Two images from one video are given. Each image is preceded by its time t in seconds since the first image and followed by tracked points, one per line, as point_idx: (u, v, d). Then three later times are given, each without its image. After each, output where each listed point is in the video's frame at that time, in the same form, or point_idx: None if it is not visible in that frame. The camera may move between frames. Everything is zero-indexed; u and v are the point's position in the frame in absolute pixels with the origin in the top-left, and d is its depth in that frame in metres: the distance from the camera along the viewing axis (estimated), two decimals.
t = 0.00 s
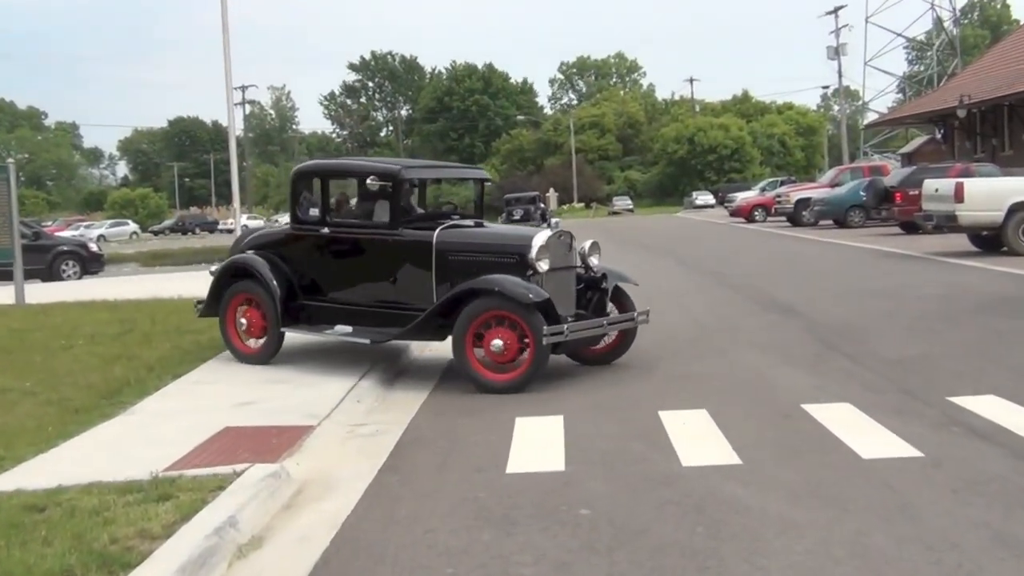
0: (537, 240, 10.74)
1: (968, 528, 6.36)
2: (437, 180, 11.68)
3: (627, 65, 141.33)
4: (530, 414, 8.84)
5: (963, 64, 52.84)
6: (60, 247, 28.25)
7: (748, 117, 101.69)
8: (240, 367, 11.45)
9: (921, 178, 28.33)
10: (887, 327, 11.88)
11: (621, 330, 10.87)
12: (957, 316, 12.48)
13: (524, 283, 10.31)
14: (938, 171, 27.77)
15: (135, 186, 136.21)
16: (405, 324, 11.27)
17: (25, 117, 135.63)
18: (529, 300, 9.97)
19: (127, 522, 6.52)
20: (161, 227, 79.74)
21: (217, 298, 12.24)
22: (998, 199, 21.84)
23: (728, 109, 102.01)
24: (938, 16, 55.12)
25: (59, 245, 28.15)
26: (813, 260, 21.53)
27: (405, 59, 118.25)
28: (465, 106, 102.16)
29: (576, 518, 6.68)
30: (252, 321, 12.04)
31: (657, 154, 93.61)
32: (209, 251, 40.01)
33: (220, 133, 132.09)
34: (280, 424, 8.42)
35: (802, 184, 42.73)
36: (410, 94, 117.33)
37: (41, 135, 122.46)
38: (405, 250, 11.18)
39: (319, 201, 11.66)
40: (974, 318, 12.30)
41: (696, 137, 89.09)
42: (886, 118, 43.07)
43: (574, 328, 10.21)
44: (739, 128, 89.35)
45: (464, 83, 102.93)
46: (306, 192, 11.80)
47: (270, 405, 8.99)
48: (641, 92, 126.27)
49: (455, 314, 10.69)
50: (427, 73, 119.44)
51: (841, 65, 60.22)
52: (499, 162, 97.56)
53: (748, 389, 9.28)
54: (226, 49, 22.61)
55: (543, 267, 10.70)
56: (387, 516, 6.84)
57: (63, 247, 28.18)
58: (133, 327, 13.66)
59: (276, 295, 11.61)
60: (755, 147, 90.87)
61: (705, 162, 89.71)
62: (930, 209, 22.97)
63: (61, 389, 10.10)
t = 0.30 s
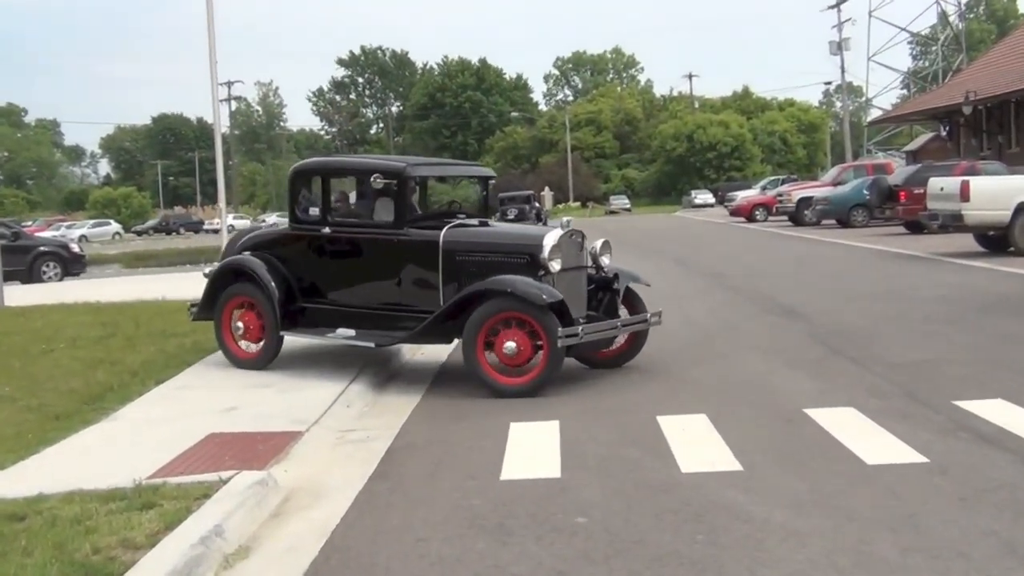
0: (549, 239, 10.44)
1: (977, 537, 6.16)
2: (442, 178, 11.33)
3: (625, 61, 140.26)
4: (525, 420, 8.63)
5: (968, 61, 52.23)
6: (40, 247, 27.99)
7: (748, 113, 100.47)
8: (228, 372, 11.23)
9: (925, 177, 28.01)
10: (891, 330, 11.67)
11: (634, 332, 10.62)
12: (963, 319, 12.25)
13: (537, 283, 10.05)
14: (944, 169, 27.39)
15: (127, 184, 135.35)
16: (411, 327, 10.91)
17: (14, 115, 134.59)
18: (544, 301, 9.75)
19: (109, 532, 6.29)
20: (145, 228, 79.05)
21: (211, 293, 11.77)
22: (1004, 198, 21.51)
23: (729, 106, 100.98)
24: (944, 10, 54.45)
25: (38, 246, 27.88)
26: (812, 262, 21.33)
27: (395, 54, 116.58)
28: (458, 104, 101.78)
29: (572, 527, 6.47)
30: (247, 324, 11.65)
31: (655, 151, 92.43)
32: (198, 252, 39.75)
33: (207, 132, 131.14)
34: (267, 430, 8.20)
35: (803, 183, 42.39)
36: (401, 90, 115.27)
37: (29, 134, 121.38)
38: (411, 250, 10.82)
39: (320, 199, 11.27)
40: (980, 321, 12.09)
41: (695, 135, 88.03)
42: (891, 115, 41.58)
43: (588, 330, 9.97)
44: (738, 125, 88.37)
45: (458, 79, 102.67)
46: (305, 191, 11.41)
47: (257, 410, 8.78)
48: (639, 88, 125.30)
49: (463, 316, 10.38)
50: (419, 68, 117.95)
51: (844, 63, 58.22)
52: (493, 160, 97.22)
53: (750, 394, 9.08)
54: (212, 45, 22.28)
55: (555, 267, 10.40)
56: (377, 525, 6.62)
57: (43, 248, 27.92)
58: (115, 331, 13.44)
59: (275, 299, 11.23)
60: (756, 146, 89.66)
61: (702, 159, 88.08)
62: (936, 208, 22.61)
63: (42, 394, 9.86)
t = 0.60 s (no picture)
0: (561, 238, 10.13)
1: (989, 546, 5.92)
2: (447, 174, 10.99)
3: (624, 55, 139.41)
4: (519, 426, 8.40)
5: (977, 56, 51.58)
6: (19, 248, 27.74)
7: (750, 109, 99.80)
8: (215, 375, 10.97)
9: (932, 175, 27.72)
10: (897, 333, 11.43)
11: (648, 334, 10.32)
12: (970, 322, 12.02)
13: (550, 284, 9.74)
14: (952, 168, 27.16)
15: (119, 182, 134.75)
16: (417, 331, 10.58)
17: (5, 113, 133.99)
18: (558, 302, 9.43)
19: (88, 542, 6.02)
20: (127, 227, 78.47)
21: (206, 287, 11.31)
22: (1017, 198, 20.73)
23: (731, 102, 100.47)
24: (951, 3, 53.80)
25: (17, 246, 27.64)
26: (813, 263, 21.08)
27: (385, 48, 117.84)
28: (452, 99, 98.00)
29: (569, 536, 6.23)
30: (242, 326, 11.24)
31: (655, 149, 91.77)
32: (187, 251, 39.45)
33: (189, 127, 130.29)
34: (253, 436, 7.95)
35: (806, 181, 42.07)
36: (391, 85, 115.74)
37: (18, 132, 120.69)
38: (417, 250, 10.48)
39: (320, 198, 10.92)
40: (988, 323, 11.85)
41: (696, 132, 87.26)
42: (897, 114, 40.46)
43: (604, 332, 9.67)
44: (740, 123, 87.55)
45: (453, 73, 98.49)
46: (304, 189, 11.06)
47: (243, 416, 8.53)
48: (639, 83, 124.67)
49: (472, 319, 10.04)
50: (411, 63, 117.09)
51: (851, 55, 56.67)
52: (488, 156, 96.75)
53: (752, 399, 8.85)
54: (196, 40, 21.96)
55: (569, 267, 10.10)
56: (366, 534, 6.37)
57: (21, 248, 27.66)
58: (97, 334, 13.20)
59: (274, 303, 10.83)
60: (761, 144, 88.74)
61: (705, 158, 88.08)
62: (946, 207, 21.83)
63: (20, 399, 9.61)
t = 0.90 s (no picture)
0: (574, 237, 9.90)
1: (999, 554, 5.74)
2: (452, 173, 10.74)
3: (620, 50, 138.92)
4: (514, 431, 8.22)
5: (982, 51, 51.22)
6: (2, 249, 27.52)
7: (749, 106, 99.45)
8: (203, 377, 10.77)
9: (937, 174, 27.49)
10: (901, 336, 11.27)
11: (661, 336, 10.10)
12: (975, 324, 11.85)
13: (564, 284, 9.53)
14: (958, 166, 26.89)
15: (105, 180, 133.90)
16: (423, 334, 10.29)
17: None
18: (571, 304, 9.22)
19: (71, 551, 5.82)
20: (111, 226, 77.74)
21: (206, 286, 10.96)
22: None
23: (730, 98, 100.21)
24: None
25: None
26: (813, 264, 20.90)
27: (376, 43, 116.49)
28: (443, 95, 96.76)
29: (565, 545, 6.05)
30: (241, 330, 10.93)
31: (653, 147, 91.36)
32: (175, 251, 39.16)
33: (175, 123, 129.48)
34: (239, 442, 7.76)
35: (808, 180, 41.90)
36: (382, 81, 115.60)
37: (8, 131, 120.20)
38: (425, 251, 10.22)
39: (321, 198, 10.63)
40: (993, 326, 11.68)
41: (694, 129, 86.82)
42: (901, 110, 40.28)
43: (618, 335, 9.49)
44: (740, 120, 87.08)
45: (443, 69, 97.15)
46: (303, 189, 10.78)
47: (230, 422, 8.35)
48: (637, 80, 124.27)
49: (480, 321, 9.81)
50: (401, 58, 116.29)
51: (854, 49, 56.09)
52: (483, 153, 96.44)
53: (753, 404, 8.68)
54: (183, 38, 21.71)
55: (582, 268, 9.85)
56: (357, 541, 6.19)
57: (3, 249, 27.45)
58: (80, 337, 13.00)
59: (274, 303, 10.54)
60: (761, 141, 88.35)
61: (703, 155, 87.23)
62: (951, 206, 21.54)
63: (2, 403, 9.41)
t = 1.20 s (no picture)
0: (589, 236, 9.69)
1: (1009, 563, 5.57)
2: (459, 171, 10.52)
3: (617, 47, 138.60)
4: (508, 438, 8.05)
5: (988, 48, 50.97)
6: None
7: (750, 104, 99.19)
8: (191, 381, 10.61)
9: (942, 174, 27.30)
10: (906, 340, 11.11)
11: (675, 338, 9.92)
12: (980, 327, 11.69)
13: (578, 284, 9.34)
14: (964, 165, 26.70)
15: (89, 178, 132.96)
16: (430, 338, 10.04)
17: None
18: (588, 306, 9.03)
19: (54, 560, 5.62)
20: (95, 227, 77.19)
21: (206, 285, 10.65)
22: None
23: (731, 96, 99.97)
24: None
25: None
26: (814, 266, 20.74)
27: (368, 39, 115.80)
28: (436, 93, 96.41)
29: (562, 554, 5.87)
30: (240, 335, 10.64)
31: (653, 146, 91.18)
32: (162, 252, 38.97)
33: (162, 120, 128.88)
34: (226, 448, 7.59)
35: (810, 180, 41.73)
36: (375, 78, 114.97)
37: None
38: (432, 251, 9.96)
39: (324, 197, 10.36)
40: (1000, 329, 11.52)
41: (694, 128, 86.58)
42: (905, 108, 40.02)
43: (635, 337, 9.33)
44: (741, 119, 86.84)
45: (437, 67, 96.66)
46: (304, 189, 10.51)
47: (216, 428, 8.18)
48: (635, 77, 124.01)
49: (490, 325, 9.58)
50: (391, 54, 115.75)
51: (857, 46, 55.84)
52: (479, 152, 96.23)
53: (754, 409, 8.51)
54: (171, 36, 21.56)
55: (596, 268, 9.66)
56: (347, 551, 6.01)
57: None
58: (64, 340, 12.82)
59: (275, 306, 10.28)
60: (762, 140, 88.14)
61: (703, 154, 87.10)
62: (957, 207, 21.35)
63: None
